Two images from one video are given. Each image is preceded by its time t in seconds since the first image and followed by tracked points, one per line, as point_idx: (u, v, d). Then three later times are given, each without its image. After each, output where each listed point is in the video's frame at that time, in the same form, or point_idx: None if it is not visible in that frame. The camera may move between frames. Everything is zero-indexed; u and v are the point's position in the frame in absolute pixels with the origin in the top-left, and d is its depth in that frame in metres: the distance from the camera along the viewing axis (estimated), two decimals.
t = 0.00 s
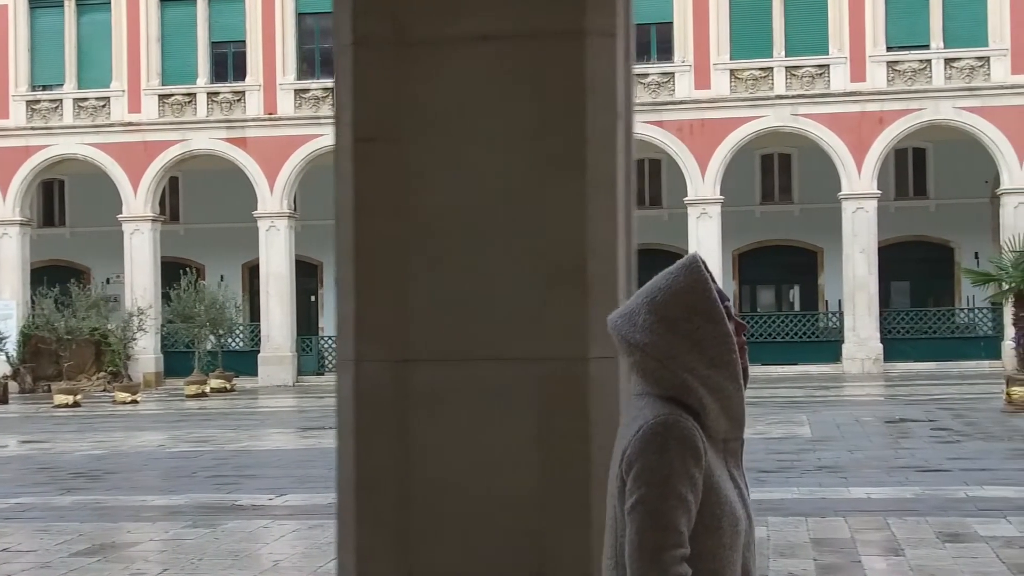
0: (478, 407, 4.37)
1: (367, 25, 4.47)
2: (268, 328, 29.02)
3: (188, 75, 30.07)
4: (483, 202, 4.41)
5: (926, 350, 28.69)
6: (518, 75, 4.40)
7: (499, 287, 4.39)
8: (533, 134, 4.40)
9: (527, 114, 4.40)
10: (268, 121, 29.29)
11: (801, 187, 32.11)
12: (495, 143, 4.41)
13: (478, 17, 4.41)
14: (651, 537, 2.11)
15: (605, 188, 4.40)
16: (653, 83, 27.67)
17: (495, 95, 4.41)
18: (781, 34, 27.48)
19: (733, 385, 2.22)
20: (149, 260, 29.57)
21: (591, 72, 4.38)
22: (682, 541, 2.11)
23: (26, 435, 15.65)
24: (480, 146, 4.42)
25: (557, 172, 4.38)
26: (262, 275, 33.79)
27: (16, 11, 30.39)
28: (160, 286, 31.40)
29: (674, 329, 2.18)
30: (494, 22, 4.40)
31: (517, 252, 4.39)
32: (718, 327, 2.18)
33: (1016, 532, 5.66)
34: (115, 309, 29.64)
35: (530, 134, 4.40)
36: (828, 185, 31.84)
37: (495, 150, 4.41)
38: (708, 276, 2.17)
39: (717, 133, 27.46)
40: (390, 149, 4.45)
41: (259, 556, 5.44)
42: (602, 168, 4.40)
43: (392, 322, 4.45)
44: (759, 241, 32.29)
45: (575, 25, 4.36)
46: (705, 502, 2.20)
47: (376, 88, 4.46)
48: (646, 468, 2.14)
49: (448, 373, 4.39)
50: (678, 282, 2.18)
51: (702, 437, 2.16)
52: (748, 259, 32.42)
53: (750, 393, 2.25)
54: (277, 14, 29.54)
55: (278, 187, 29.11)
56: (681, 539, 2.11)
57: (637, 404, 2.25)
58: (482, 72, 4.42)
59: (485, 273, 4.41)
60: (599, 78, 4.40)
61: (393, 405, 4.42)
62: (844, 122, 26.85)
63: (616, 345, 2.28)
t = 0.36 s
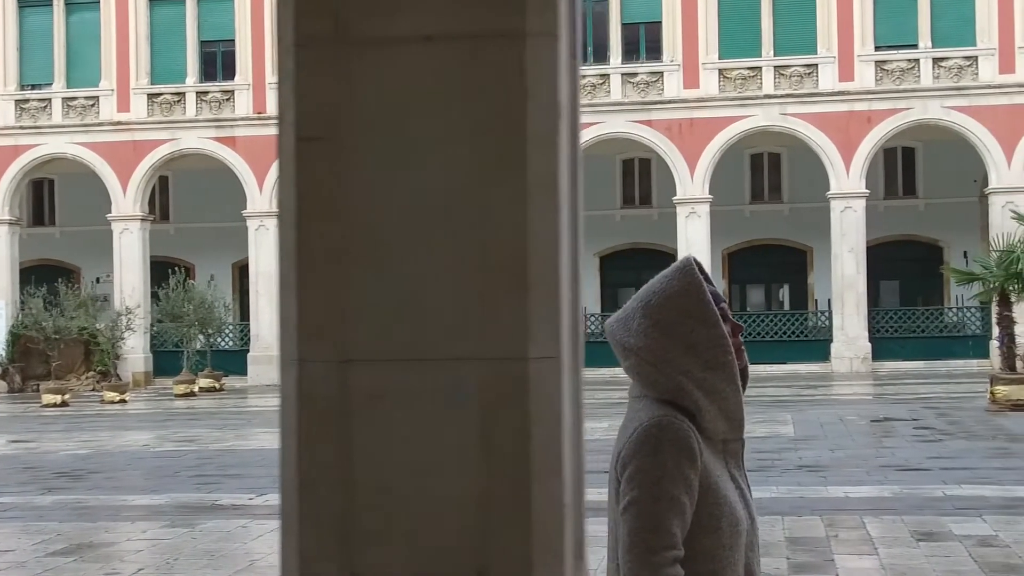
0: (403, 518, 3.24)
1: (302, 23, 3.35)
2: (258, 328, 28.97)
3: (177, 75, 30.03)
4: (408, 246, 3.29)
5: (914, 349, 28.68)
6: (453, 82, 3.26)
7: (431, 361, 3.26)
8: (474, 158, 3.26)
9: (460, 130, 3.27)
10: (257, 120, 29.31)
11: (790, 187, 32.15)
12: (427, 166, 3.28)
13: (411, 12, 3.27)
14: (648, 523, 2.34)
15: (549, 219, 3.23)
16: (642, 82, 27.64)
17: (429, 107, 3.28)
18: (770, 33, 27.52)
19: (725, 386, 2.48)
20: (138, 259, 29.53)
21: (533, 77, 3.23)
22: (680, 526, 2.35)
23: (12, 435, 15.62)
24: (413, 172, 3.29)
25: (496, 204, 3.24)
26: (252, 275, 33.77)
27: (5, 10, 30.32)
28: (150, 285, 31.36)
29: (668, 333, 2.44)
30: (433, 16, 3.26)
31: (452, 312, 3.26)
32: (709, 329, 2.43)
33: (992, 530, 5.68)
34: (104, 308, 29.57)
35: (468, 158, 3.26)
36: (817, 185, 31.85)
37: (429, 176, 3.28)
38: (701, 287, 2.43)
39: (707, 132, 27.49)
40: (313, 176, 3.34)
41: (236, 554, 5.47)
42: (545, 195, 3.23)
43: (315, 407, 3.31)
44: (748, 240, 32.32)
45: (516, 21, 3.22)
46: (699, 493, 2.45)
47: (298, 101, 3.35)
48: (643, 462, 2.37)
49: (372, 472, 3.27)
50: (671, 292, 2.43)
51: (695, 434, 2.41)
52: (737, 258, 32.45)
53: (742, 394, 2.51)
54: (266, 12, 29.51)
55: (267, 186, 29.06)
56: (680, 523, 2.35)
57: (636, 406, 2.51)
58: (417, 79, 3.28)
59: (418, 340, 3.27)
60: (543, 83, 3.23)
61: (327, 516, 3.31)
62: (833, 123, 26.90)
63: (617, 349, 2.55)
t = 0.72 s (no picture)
0: (360, 461, 3.77)
1: (266, 28, 3.90)
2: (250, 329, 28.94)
3: (169, 76, 30.01)
4: (363, 226, 3.82)
5: (905, 351, 28.84)
6: (403, 83, 3.80)
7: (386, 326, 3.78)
8: (419, 155, 3.78)
9: (410, 125, 3.79)
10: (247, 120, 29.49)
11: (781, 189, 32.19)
12: (380, 156, 3.81)
13: (365, 21, 3.81)
14: (643, 524, 2.24)
15: (491, 203, 3.76)
16: (633, 83, 27.61)
17: (381, 104, 3.82)
18: (762, 34, 27.52)
19: (721, 385, 2.38)
20: (129, 261, 29.52)
21: (476, 79, 3.76)
22: (673, 524, 2.26)
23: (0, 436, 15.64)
24: (368, 162, 3.82)
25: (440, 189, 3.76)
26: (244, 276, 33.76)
27: None
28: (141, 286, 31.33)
29: (662, 329, 2.33)
30: (386, 28, 3.80)
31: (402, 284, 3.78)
32: (705, 326, 2.32)
33: (969, 533, 5.70)
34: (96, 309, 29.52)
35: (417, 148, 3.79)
36: (810, 187, 31.90)
37: (383, 164, 3.81)
38: (694, 278, 2.32)
39: (698, 133, 27.52)
40: (280, 161, 3.88)
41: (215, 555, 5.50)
42: (487, 183, 3.77)
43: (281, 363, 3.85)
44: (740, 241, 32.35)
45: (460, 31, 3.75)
46: (695, 497, 2.34)
47: (266, 94, 3.90)
48: (636, 466, 2.27)
49: (330, 419, 3.80)
50: (668, 283, 2.32)
51: (689, 435, 2.31)
52: (729, 258, 32.49)
53: (737, 391, 2.41)
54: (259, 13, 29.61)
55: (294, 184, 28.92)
56: (674, 522, 2.25)
57: (630, 404, 2.41)
58: (372, 83, 3.82)
59: (374, 306, 3.80)
60: (483, 85, 3.77)
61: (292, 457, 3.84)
62: (823, 124, 26.93)
63: (615, 342, 2.44)
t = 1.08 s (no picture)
0: (300, 491, 3.58)
1: (199, 37, 3.70)
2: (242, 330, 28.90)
3: (161, 78, 29.96)
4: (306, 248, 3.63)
5: (897, 351, 28.78)
6: (346, 95, 3.60)
7: (330, 352, 3.58)
8: (365, 163, 3.60)
9: (356, 137, 3.60)
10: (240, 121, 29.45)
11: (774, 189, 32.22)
12: (322, 173, 3.63)
13: (303, 32, 3.63)
14: (622, 515, 2.26)
15: (439, 215, 3.59)
16: (625, 84, 27.65)
17: (326, 118, 3.62)
18: (754, 34, 27.54)
19: (708, 379, 2.38)
20: (121, 261, 29.50)
21: (422, 90, 3.57)
22: (655, 516, 2.27)
23: None
24: (311, 179, 3.63)
25: (384, 208, 3.58)
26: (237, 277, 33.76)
27: None
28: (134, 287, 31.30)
29: (650, 322, 2.34)
30: (328, 34, 3.61)
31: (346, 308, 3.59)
32: (692, 319, 2.33)
33: (947, 534, 5.73)
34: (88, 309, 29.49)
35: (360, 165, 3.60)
36: (802, 188, 31.92)
37: (328, 184, 3.62)
38: (684, 271, 2.33)
39: (689, 134, 27.54)
40: (216, 180, 3.69)
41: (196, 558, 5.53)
42: (436, 193, 3.59)
43: (215, 400, 3.65)
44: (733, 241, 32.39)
45: (403, 39, 3.57)
46: (680, 489, 2.35)
47: (201, 105, 3.70)
48: (619, 457, 2.29)
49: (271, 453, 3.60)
50: (658, 276, 2.34)
51: (672, 428, 2.32)
52: (722, 259, 32.52)
53: (726, 385, 2.41)
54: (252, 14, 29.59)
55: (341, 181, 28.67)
56: (655, 514, 2.27)
57: (618, 397, 2.42)
58: (317, 92, 3.63)
59: (318, 326, 3.60)
60: (430, 96, 3.59)
61: (227, 487, 3.65)
62: (813, 125, 26.96)
63: (609, 336, 2.46)
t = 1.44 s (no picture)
0: (249, 481, 3.70)
1: (148, 39, 3.81)
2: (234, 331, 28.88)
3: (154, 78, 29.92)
4: (256, 248, 3.75)
5: (889, 351, 28.84)
6: (296, 98, 3.73)
7: (279, 350, 3.71)
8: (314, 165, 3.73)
9: (304, 140, 3.73)
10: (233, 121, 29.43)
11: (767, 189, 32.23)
12: (272, 175, 3.75)
13: (252, 34, 3.76)
14: (603, 520, 2.17)
15: (385, 217, 3.71)
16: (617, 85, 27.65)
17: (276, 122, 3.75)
18: (746, 35, 27.53)
19: (699, 382, 2.27)
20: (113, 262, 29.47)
21: (369, 95, 3.71)
22: (637, 522, 2.18)
23: None
24: (261, 181, 3.76)
25: (333, 209, 3.71)
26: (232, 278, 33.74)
27: None
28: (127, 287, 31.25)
29: (640, 323, 2.23)
30: (274, 38, 3.74)
31: (296, 307, 3.71)
32: (683, 319, 2.21)
33: (926, 535, 5.78)
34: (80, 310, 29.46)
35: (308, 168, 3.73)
36: (795, 187, 31.94)
37: (276, 187, 3.75)
38: (676, 269, 2.22)
39: (681, 134, 27.55)
40: (165, 181, 3.80)
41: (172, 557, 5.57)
42: (383, 196, 3.71)
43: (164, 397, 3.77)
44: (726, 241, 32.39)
45: (351, 44, 3.71)
46: (668, 492, 2.24)
47: (151, 107, 3.80)
48: (606, 459, 2.19)
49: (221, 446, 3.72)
50: (651, 275, 2.23)
51: (659, 433, 2.22)
52: (714, 259, 32.53)
53: (718, 389, 2.29)
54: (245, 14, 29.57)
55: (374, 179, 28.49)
56: (636, 521, 2.18)
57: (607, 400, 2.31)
58: (265, 95, 3.76)
59: (268, 323, 3.73)
60: (377, 101, 3.72)
61: (175, 479, 3.76)
62: (806, 125, 26.99)
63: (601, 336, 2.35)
